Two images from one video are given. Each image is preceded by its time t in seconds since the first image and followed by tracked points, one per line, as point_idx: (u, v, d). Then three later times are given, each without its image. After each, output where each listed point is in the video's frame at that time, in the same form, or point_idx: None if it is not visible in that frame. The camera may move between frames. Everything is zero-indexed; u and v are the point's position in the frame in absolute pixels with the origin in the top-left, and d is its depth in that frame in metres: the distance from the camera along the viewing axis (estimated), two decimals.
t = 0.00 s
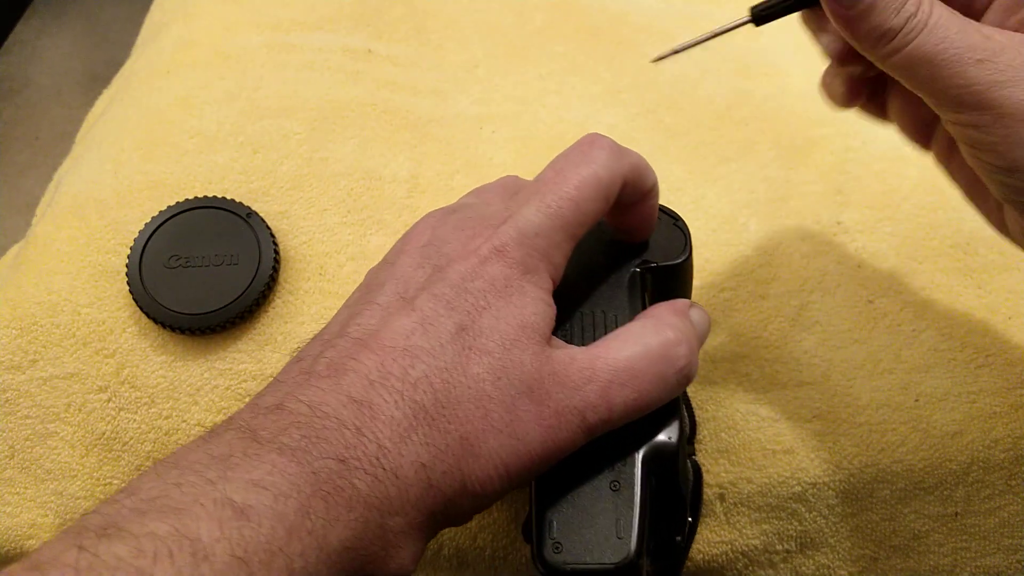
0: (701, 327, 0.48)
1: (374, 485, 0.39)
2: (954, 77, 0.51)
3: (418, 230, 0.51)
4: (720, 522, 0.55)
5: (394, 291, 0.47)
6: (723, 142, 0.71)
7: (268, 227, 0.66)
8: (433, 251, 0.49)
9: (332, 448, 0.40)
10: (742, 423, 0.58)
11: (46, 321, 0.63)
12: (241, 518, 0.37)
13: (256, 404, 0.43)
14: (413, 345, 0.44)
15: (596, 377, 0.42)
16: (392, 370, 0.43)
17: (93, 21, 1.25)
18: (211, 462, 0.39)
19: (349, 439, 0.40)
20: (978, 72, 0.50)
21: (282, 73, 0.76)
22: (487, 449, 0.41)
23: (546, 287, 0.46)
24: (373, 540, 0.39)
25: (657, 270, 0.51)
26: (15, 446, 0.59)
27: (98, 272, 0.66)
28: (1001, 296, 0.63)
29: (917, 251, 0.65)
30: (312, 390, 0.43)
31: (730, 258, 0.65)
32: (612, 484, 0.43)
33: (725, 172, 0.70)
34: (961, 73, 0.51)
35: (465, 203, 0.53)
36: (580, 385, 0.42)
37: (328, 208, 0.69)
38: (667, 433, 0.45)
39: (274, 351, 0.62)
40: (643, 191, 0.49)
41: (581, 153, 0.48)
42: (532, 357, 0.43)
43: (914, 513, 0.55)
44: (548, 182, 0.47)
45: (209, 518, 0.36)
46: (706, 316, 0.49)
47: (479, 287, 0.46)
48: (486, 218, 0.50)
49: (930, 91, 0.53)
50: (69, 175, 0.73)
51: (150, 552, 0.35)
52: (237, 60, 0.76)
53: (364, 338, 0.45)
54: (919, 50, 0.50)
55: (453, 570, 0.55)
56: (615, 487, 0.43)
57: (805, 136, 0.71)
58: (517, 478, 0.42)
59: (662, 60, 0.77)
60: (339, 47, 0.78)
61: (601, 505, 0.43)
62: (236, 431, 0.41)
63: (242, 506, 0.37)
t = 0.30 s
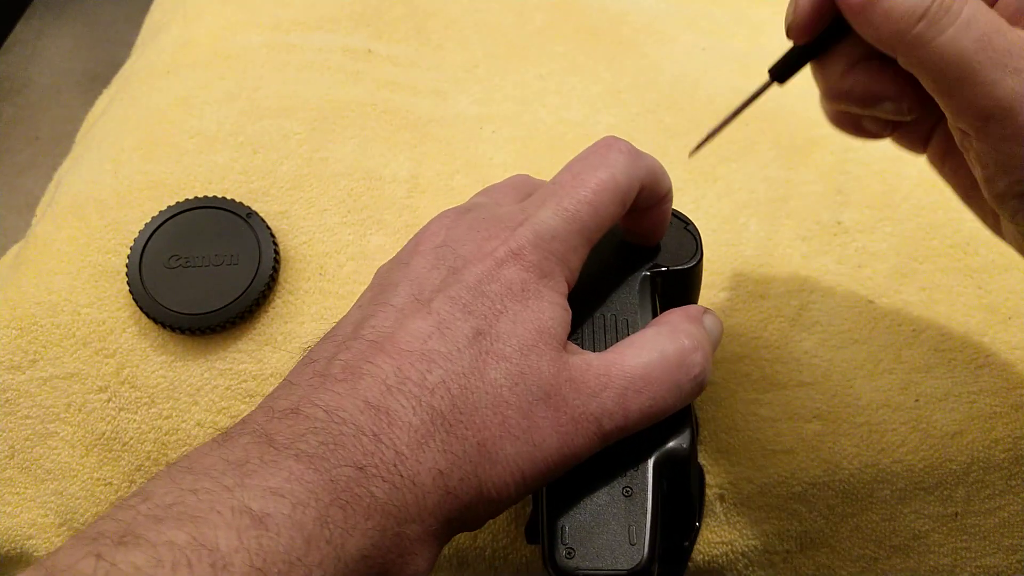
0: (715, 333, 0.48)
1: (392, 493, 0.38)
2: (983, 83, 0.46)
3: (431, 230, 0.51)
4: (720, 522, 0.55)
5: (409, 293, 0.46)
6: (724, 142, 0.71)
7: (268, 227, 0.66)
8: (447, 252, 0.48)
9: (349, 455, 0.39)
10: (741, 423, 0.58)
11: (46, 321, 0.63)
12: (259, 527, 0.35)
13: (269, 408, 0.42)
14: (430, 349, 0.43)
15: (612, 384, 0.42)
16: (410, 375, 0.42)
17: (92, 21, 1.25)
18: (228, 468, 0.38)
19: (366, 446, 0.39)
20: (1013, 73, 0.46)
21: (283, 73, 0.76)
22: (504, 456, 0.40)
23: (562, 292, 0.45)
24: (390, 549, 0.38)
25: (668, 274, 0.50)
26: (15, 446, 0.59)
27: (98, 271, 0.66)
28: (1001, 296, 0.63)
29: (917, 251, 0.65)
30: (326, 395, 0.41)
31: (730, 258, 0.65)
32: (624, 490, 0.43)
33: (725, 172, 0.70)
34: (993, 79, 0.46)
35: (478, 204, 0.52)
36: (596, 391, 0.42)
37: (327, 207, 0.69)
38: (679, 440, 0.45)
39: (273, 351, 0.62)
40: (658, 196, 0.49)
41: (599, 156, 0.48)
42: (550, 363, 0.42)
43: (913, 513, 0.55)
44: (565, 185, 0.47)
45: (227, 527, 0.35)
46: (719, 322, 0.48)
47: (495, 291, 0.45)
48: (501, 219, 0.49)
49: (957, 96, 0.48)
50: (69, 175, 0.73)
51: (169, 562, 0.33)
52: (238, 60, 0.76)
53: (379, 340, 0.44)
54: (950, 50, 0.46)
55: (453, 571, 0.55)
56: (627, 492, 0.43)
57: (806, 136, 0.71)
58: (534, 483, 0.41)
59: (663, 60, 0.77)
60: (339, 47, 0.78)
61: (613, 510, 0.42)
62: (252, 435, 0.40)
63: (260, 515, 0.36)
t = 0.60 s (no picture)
0: (720, 335, 0.48)
1: (399, 496, 0.38)
2: (942, 123, 0.46)
3: (437, 230, 0.50)
4: (720, 521, 0.55)
5: (416, 294, 0.46)
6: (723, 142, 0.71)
7: (268, 227, 0.66)
8: (454, 253, 0.48)
9: (357, 459, 0.38)
10: (741, 423, 0.58)
11: (46, 320, 0.63)
12: (267, 531, 0.35)
13: (276, 409, 0.42)
14: (438, 351, 0.43)
15: (618, 387, 0.42)
16: (417, 377, 0.42)
17: (93, 21, 1.25)
18: (235, 472, 0.38)
19: (374, 449, 0.39)
20: (974, 111, 0.45)
21: (283, 73, 0.76)
22: (512, 459, 0.40)
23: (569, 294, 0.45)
24: (397, 552, 0.38)
25: (673, 275, 0.50)
26: (15, 446, 0.59)
27: (98, 272, 0.66)
28: (1001, 296, 0.63)
29: (916, 251, 0.65)
30: (334, 397, 0.41)
31: (730, 258, 0.65)
32: (630, 491, 0.43)
33: (725, 172, 0.70)
34: (951, 119, 0.45)
35: (484, 205, 0.52)
36: (603, 394, 0.42)
37: (327, 207, 0.69)
38: (686, 441, 0.44)
39: (273, 350, 0.62)
40: (665, 198, 0.49)
41: (606, 158, 0.48)
42: (557, 365, 0.42)
43: (913, 514, 0.55)
44: (572, 187, 0.47)
45: (236, 531, 0.35)
46: (725, 323, 0.48)
47: (503, 293, 0.45)
48: (508, 219, 0.49)
49: (917, 136, 0.47)
50: (69, 175, 0.73)
51: (177, 566, 0.34)
52: (238, 60, 0.76)
53: (386, 342, 0.44)
54: (905, 94, 0.45)
55: (453, 571, 0.55)
56: (633, 494, 0.43)
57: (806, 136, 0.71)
58: (541, 486, 0.41)
59: (663, 60, 0.77)
60: (339, 47, 0.78)
61: (619, 511, 0.42)
62: (259, 437, 0.40)
63: (268, 518, 0.36)
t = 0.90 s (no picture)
0: (723, 336, 0.48)
1: (404, 498, 0.38)
2: (923, 137, 0.46)
3: (439, 229, 0.50)
4: (720, 521, 0.55)
5: (419, 294, 0.46)
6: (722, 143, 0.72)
7: (268, 227, 0.66)
8: (458, 252, 0.48)
9: (362, 461, 0.38)
10: (740, 423, 0.58)
11: (46, 321, 0.63)
12: (273, 534, 0.35)
13: (280, 410, 0.42)
14: (442, 352, 0.43)
15: (622, 389, 0.42)
16: (421, 379, 0.41)
17: (94, 21, 1.25)
18: (240, 474, 0.37)
19: (379, 451, 0.39)
20: (953, 123, 0.45)
21: (283, 73, 0.76)
22: (516, 461, 0.40)
23: (573, 295, 0.46)
24: (402, 554, 0.38)
25: (676, 277, 0.50)
26: (15, 446, 0.59)
27: (98, 272, 0.66)
28: (1001, 296, 0.63)
29: (916, 251, 0.65)
30: (337, 398, 0.41)
31: (730, 258, 0.65)
32: (633, 492, 0.43)
33: (725, 172, 0.70)
34: (931, 133, 0.46)
35: (487, 204, 0.52)
36: (607, 395, 0.42)
37: (327, 207, 0.69)
38: (689, 443, 0.44)
39: (273, 351, 0.62)
40: (669, 199, 0.49)
41: (611, 158, 0.48)
42: (561, 367, 0.42)
43: (913, 514, 0.55)
44: (577, 187, 0.47)
45: (241, 534, 0.35)
46: (728, 325, 0.49)
47: (506, 293, 0.45)
48: (511, 219, 0.49)
49: (903, 151, 0.47)
50: (69, 175, 0.72)
51: (181, 570, 0.33)
52: (238, 60, 0.76)
53: (389, 343, 0.44)
54: (886, 111, 0.45)
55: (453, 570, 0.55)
56: (636, 495, 0.43)
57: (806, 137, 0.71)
58: (544, 487, 0.41)
59: (662, 60, 0.77)
60: (339, 47, 0.78)
61: (622, 512, 0.43)
62: (263, 439, 0.40)
63: (273, 522, 0.35)
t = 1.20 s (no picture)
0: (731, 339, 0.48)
1: (415, 500, 0.38)
2: (925, 148, 0.45)
3: (448, 230, 0.50)
4: (719, 521, 0.55)
5: (429, 295, 0.46)
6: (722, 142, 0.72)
7: (268, 227, 0.66)
8: (467, 253, 0.48)
9: (374, 462, 0.38)
10: (742, 424, 0.58)
11: (46, 322, 0.63)
12: (285, 537, 0.35)
13: (289, 411, 0.42)
14: (453, 353, 0.43)
15: (632, 390, 0.42)
16: (433, 380, 0.42)
17: (93, 21, 1.25)
18: (251, 476, 0.37)
19: (390, 452, 0.39)
20: (957, 133, 0.44)
21: (283, 74, 0.76)
22: (528, 463, 0.40)
23: (583, 296, 0.46)
24: (412, 556, 0.38)
25: (685, 280, 0.50)
26: (15, 446, 0.59)
27: (98, 272, 0.66)
28: (1001, 296, 0.63)
29: (916, 251, 0.65)
30: (349, 399, 0.41)
31: (731, 258, 0.65)
32: (641, 494, 0.43)
33: (725, 172, 0.70)
34: (934, 145, 0.45)
35: (496, 205, 0.52)
36: (618, 397, 0.42)
37: (327, 207, 0.69)
38: (698, 444, 0.44)
39: (273, 351, 0.62)
40: (678, 202, 0.49)
41: (622, 160, 0.48)
42: (572, 369, 0.42)
43: (914, 514, 0.55)
44: (588, 189, 0.47)
45: (253, 536, 0.35)
46: (736, 328, 0.49)
47: (517, 295, 0.45)
48: (521, 219, 0.49)
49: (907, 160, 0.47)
50: (69, 175, 0.72)
51: (194, 571, 0.33)
52: (238, 60, 0.76)
53: (400, 343, 0.44)
54: (885, 125, 0.45)
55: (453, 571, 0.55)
56: (645, 496, 0.43)
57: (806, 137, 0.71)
58: (555, 488, 0.41)
59: (663, 60, 0.77)
60: (339, 47, 0.78)
61: (630, 513, 0.42)
62: (273, 440, 0.39)
63: (286, 523, 0.35)
